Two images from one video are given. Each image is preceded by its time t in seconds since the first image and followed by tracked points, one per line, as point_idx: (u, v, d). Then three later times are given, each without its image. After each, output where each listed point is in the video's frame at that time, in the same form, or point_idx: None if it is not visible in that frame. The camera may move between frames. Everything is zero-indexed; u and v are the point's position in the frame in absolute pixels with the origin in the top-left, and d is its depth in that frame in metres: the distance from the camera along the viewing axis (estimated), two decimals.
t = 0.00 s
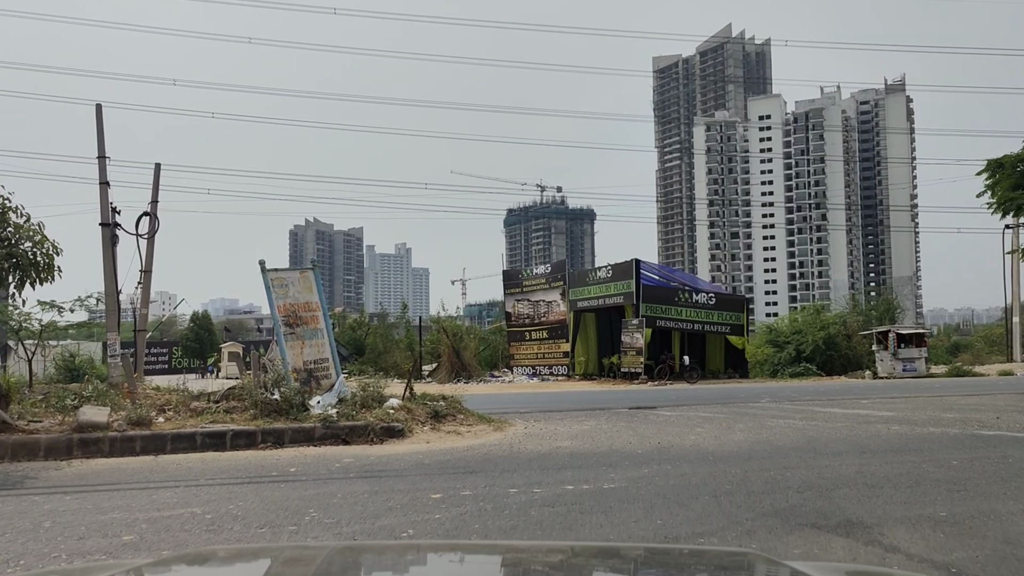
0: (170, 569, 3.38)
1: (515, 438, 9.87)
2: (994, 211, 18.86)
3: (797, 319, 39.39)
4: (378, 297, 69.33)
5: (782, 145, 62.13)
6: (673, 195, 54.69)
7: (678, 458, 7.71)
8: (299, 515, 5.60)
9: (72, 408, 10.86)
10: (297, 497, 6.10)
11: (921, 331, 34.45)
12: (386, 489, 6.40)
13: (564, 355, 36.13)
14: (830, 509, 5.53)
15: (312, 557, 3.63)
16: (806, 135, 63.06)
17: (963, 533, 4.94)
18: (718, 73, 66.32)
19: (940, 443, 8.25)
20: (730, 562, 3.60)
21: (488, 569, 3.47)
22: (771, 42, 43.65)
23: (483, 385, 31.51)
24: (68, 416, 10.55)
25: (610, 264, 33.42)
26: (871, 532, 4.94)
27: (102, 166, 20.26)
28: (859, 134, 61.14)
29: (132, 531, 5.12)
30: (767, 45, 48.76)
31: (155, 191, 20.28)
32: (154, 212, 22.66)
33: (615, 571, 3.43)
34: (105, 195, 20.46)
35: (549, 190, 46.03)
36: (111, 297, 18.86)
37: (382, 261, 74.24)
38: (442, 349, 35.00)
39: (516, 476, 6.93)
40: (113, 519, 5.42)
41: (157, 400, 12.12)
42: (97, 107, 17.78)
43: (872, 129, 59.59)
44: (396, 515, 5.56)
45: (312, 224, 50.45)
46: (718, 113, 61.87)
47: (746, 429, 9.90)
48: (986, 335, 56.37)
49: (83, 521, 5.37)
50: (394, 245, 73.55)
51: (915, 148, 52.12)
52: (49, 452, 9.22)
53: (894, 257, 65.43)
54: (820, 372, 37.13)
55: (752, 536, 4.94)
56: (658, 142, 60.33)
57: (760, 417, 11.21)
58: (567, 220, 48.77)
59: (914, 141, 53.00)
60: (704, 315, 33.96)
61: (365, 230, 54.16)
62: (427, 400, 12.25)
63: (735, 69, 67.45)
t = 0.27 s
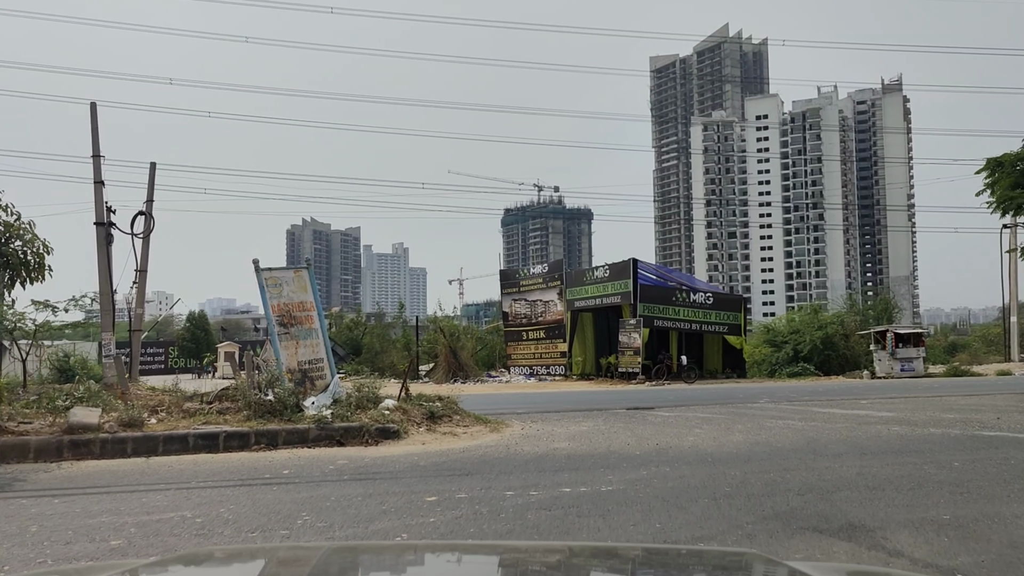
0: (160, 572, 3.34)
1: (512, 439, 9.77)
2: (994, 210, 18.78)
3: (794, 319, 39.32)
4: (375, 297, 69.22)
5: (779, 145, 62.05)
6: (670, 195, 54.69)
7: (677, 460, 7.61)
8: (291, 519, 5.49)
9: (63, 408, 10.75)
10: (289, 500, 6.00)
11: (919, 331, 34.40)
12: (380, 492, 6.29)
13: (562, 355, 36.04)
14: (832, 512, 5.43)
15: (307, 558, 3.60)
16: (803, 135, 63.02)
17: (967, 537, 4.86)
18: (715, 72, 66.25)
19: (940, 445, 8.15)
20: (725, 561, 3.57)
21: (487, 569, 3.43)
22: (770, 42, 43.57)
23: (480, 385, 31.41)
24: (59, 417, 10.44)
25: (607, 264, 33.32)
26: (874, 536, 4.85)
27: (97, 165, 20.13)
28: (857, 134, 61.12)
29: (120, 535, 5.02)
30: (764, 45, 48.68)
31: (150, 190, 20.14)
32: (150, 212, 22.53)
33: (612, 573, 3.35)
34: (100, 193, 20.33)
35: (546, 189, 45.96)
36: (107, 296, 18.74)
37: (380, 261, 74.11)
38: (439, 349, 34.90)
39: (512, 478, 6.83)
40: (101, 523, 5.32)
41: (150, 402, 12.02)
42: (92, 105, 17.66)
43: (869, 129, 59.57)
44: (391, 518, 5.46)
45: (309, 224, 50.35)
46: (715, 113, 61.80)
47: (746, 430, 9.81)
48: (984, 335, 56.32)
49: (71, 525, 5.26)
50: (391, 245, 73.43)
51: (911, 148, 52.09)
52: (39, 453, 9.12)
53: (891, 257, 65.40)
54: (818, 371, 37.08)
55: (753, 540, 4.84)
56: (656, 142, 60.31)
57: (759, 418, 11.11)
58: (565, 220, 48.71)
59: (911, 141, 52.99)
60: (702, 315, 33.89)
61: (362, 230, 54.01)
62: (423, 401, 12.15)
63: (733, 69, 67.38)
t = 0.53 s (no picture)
0: None
1: (508, 441, 9.66)
2: (993, 209, 18.71)
3: (792, 318, 39.28)
4: (372, 297, 69.10)
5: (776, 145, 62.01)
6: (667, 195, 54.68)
7: (675, 461, 7.52)
8: (283, 522, 5.38)
9: (54, 408, 10.63)
10: (281, 503, 5.89)
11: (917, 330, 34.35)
12: (374, 494, 6.19)
13: (559, 355, 35.95)
14: (834, 515, 5.34)
15: (302, 559, 3.54)
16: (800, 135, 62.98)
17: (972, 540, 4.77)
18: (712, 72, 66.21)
19: (941, 446, 8.06)
20: (724, 561, 3.52)
21: (483, 571, 3.35)
22: (767, 42, 43.52)
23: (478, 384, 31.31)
24: (48, 418, 10.34)
25: (604, 263, 33.22)
26: (877, 540, 4.76)
27: (92, 164, 19.99)
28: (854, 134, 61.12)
29: (106, 540, 4.90)
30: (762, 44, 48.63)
31: (145, 189, 20.01)
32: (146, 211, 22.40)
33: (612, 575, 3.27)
34: (94, 193, 20.19)
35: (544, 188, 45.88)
36: (102, 296, 18.63)
37: (377, 261, 73.97)
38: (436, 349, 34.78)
39: (508, 481, 6.73)
40: (88, 527, 5.21)
41: (143, 402, 11.91)
42: (87, 104, 17.53)
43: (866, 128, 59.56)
44: (384, 522, 5.35)
45: (306, 224, 50.23)
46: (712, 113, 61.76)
47: (744, 430, 9.72)
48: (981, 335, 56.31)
49: (57, 529, 5.15)
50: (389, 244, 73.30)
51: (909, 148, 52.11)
52: (27, 455, 9.02)
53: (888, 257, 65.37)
54: (816, 371, 37.03)
55: (754, 544, 4.74)
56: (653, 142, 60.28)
57: (757, 419, 11.03)
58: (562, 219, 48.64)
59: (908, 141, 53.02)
60: (699, 315, 33.81)
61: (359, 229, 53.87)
62: (418, 402, 12.04)
63: (730, 69, 67.33)
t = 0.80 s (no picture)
0: None
1: (503, 442, 9.55)
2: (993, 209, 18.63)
3: (789, 318, 39.20)
4: (368, 297, 68.94)
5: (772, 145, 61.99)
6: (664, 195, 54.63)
7: (672, 463, 7.42)
8: (273, 527, 5.26)
9: (42, 409, 10.51)
10: (270, 506, 5.77)
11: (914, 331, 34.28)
12: (366, 498, 6.07)
13: (555, 355, 35.85)
14: (835, 518, 5.23)
15: (296, 559, 3.46)
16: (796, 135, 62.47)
17: (975, 545, 4.67)
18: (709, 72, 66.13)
19: (941, 448, 7.96)
20: (721, 563, 3.43)
21: (478, 574, 3.26)
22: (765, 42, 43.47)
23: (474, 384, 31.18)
24: (35, 419, 10.20)
25: (601, 262, 33.11)
26: (878, 544, 4.67)
27: (85, 163, 19.84)
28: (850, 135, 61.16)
29: (90, 545, 4.79)
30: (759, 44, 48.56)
31: (138, 189, 19.85)
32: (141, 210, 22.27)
33: None
34: (88, 192, 20.06)
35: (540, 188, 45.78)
36: (94, 296, 18.47)
37: (373, 261, 73.81)
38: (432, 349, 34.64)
39: (502, 483, 6.61)
40: (71, 532, 5.09)
41: (133, 403, 11.78)
42: (80, 102, 17.39)
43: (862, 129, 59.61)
44: (375, 526, 5.24)
45: (302, 224, 50.09)
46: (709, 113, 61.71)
47: (742, 432, 9.61)
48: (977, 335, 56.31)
49: (41, 534, 5.03)
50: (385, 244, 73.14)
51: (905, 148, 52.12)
52: (13, 458, 8.90)
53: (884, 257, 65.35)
54: (812, 372, 36.95)
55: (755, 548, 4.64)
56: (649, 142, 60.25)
57: (754, 420, 10.94)
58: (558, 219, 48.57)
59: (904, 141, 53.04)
60: (696, 315, 33.72)
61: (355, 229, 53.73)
62: (411, 403, 11.92)
63: (726, 69, 67.27)
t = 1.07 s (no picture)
0: None
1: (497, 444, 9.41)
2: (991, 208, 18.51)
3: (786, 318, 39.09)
4: (363, 297, 68.76)
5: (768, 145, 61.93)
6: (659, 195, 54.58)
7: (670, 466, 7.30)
8: (261, 533, 5.11)
9: (28, 410, 10.37)
10: (258, 511, 5.63)
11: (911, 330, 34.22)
12: (357, 502, 5.94)
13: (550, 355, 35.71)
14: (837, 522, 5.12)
15: (282, 565, 3.33)
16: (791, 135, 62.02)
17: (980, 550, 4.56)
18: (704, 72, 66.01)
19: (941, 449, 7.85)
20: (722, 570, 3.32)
21: None
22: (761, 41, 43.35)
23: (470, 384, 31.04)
24: (20, 421, 10.06)
25: (597, 262, 32.97)
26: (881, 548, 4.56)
27: (76, 160, 19.63)
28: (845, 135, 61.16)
29: (70, 552, 4.64)
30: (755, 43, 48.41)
31: (131, 186, 19.64)
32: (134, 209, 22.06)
33: None
34: (79, 190, 19.85)
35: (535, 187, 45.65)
36: (86, 296, 18.30)
37: (368, 261, 73.60)
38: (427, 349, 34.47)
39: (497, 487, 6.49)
40: (52, 538, 4.94)
41: (121, 404, 11.65)
42: (72, 99, 17.20)
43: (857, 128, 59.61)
44: (366, 532, 5.11)
45: (297, 223, 49.89)
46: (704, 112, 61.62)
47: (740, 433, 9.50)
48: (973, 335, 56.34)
49: (19, 540, 4.88)
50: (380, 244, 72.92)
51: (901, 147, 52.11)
52: None
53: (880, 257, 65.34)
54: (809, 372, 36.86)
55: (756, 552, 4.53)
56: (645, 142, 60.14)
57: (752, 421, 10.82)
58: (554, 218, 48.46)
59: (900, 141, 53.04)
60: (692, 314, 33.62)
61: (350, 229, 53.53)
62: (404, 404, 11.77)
63: (722, 69, 67.16)
